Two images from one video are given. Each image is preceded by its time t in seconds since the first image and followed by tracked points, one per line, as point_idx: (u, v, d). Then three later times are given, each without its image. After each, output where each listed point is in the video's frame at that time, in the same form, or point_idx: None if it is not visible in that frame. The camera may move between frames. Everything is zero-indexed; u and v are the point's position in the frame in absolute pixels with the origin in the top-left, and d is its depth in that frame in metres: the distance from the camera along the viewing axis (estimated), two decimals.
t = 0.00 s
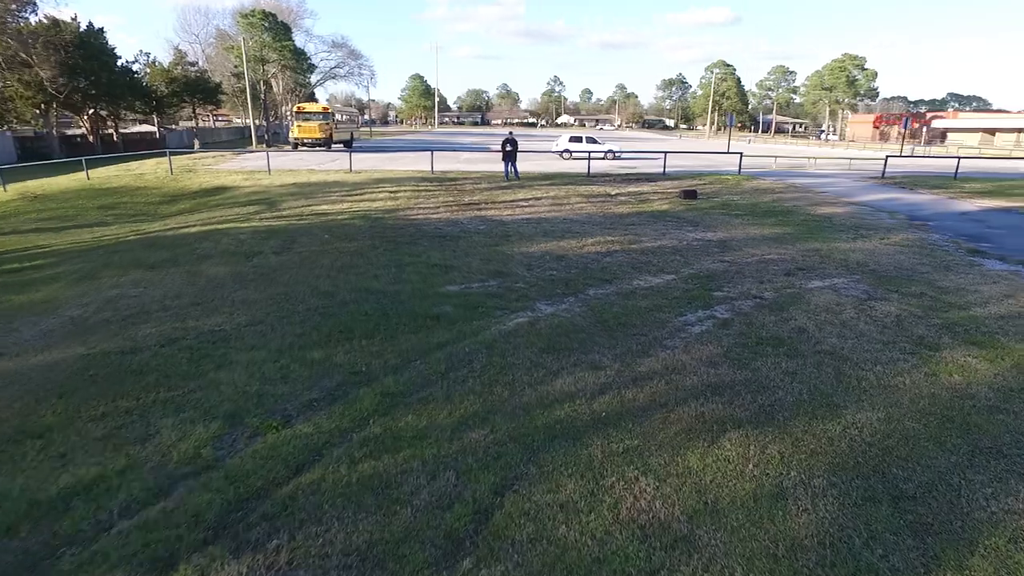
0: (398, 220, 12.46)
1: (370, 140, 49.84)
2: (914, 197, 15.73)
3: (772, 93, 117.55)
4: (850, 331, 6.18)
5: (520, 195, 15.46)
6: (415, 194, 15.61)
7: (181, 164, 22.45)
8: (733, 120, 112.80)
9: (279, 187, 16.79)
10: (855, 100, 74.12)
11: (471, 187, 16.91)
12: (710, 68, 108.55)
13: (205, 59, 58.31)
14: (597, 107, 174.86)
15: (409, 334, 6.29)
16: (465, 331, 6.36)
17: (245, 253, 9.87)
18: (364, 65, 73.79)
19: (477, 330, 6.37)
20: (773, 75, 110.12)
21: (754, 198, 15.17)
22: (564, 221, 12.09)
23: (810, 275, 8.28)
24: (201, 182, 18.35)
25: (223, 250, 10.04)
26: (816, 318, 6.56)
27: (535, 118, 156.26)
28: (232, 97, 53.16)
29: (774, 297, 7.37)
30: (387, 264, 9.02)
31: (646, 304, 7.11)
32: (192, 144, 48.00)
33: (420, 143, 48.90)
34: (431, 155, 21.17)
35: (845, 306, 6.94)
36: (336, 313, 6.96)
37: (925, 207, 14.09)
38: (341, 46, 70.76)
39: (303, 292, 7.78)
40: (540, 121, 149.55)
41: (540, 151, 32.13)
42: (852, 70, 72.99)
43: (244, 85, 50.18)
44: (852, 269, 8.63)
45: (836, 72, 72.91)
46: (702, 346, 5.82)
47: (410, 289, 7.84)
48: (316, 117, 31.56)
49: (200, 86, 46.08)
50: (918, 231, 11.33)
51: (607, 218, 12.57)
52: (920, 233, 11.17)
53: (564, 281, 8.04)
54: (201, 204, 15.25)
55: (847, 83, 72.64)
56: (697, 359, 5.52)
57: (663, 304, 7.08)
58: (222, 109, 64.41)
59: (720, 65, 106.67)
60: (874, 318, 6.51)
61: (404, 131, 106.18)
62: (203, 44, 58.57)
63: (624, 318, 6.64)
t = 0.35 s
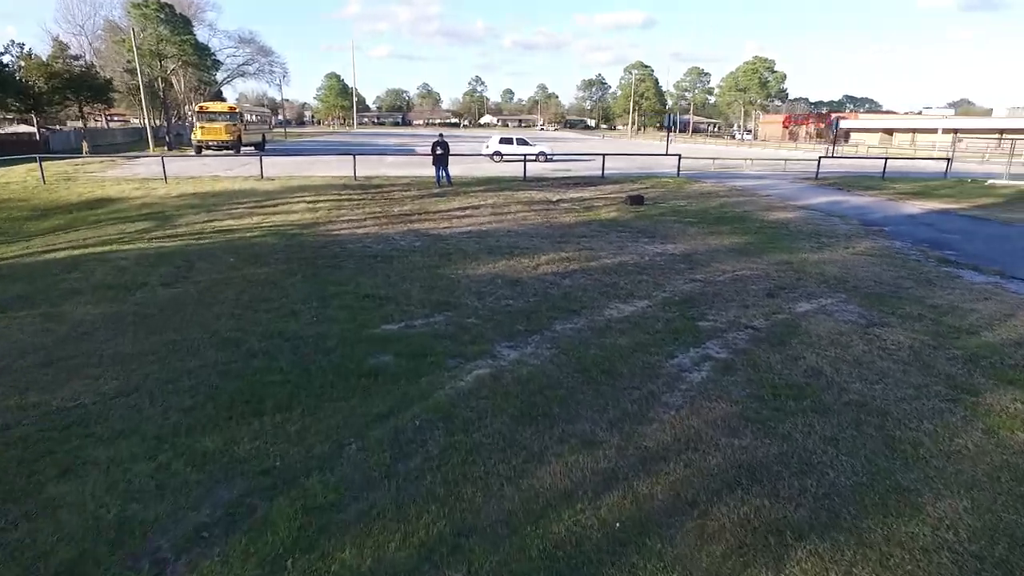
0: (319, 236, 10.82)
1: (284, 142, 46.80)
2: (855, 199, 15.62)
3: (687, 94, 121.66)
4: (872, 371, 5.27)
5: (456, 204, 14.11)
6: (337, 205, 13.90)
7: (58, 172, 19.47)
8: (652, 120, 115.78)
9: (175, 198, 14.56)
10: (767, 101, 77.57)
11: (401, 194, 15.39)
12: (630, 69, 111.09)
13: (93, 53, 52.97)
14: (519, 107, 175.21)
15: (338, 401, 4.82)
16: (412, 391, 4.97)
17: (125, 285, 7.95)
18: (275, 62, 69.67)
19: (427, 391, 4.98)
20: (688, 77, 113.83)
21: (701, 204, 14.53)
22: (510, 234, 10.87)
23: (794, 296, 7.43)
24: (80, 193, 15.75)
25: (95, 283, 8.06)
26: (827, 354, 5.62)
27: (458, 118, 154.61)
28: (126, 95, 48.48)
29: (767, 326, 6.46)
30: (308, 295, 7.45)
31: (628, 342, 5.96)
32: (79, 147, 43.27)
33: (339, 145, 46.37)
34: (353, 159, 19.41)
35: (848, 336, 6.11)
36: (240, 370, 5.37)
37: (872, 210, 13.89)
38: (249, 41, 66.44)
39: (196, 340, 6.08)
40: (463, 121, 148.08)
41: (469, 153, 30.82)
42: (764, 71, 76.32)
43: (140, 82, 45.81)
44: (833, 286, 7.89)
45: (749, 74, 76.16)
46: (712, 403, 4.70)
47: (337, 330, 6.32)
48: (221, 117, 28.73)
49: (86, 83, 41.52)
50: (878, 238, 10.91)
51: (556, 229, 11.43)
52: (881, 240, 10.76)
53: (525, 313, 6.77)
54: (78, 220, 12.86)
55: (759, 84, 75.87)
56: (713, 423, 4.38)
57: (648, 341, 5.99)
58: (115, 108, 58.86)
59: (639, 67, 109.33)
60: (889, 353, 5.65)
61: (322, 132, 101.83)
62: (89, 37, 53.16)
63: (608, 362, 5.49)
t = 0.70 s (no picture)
0: (293, 256, 9.41)
1: (258, 143, 44.92)
2: (872, 206, 14.65)
3: (668, 94, 121.81)
4: (1007, 448, 4.09)
5: (445, 213, 12.79)
6: (312, 215, 12.48)
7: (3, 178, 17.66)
8: (633, 120, 115.53)
9: (130, 209, 12.98)
10: (749, 102, 77.72)
11: (383, 203, 14.02)
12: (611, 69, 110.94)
13: (54, 49, 50.48)
14: (499, 107, 173.98)
15: (313, 512, 3.48)
16: (413, 491, 3.65)
17: (50, 324, 6.48)
18: (248, 61, 67.39)
19: (433, 491, 3.66)
20: (669, 77, 113.83)
21: (711, 213, 13.41)
22: (510, 251, 9.59)
23: (860, 332, 6.26)
24: (24, 202, 14.06)
25: (13, 320, 6.56)
26: (939, 421, 4.43)
27: (438, 118, 153.08)
28: (90, 94, 46.19)
29: (845, 376, 5.27)
30: (277, 337, 6.09)
31: (683, 405, 4.70)
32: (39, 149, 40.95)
33: (316, 147, 44.64)
34: (331, 162, 17.97)
35: (949, 388, 4.97)
36: (179, 458, 3.99)
37: (896, 219, 12.91)
38: (220, 38, 64.17)
39: (126, 406, 4.68)
40: (443, 121, 146.64)
41: (453, 155, 29.47)
42: (745, 71, 76.39)
43: (104, 80, 43.60)
44: (898, 318, 6.75)
45: (732, 74, 76.30)
46: (825, 508, 3.46)
47: (311, 389, 4.97)
48: (187, 118, 26.88)
49: (45, 80, 39.21)
50: (917, 252, 9.87)
51: (561, 244, 10.17)
52: (921, 255, 9.73)
53: (545, 361, 5.49)
54: (15, 234, 11.26)
55: (742, 84, 76.02)
56: (841, 548, 3.14)
57: (706, 401, 4.77)
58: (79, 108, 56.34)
59: (621, 67, 109.31)
60: (1014, 419, 4.48)
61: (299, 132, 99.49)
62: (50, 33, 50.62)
63: (666, 436, 4.24)
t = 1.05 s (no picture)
0: (270, 280, 8.03)
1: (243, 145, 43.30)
2: (910, 214, 13.46)
3: (663, 95, 121.00)
4: None
5: (444, 224, 11.43)
6: (295, 227, 11.10)
7: None
8: (628, 120, 114.48)
9: (90, 220, 11.54)
10: (746, 102, 76.92)
11: (374, 212, 12.65)
12: (605, 69, 110.01)
13: (32, 48, 48.72)
14: (492, 108, 172.58)
15: None
16: None
17: None
18: (235, 60, 65.57)
19: None
20: (663, 77, 112.94)
21: (739, 223, 12.13)
22: (523, 272, 8.25)
23: (978, 386, 4.98)
24: None
25: None
26: None
27: (430, 119, 151.63)
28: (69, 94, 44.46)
29: (989, 458, 3.98)
30: (239, 399, 4.74)
31: (793, 511, 3.40)
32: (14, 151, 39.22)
33: (305, 149, 43.10)
34: (319, 166, 16.56)
35: None
36: None
37: (943, 229, 11.71)
38: (206, 36, 62.36)
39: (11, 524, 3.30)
40: (436, 122, 145.19)
41: (449, 158, 28.14)
42: (743, 71, 75.48)
43: (83, 79, 41.91)
44: (1013, 363, 5.48)
45: (728, 74, 75.49)
46: None
47: (277, 488, 3.61)
48: (167, 118, 25.34)
49: (19, 79, 37.50)
50: (988, 271, 8.65)
51: (580, 262, 8.87)
52: (994, 274, 8.50)
53: (591, 437, 4.16)
54: None
55: (739, 84, 75.20)
56: None
57: (823, 504, 3.46)
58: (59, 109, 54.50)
59: (615, 67, 108.39)
60: None
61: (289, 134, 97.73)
62: (27, 31, 48.83)
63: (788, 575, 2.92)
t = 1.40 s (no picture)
0: (234, 312, 6.62)
1: (229, 147, 41.74)
2: (956, 223, 12.19)
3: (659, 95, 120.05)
4: None
5: (442, 239, 10.05)
6: (272, 242, 9.70)
7: None
8: (624, 120, 113.42)
9: (37, 234, 10.08)
10: (745, 102, 76.03)
11: (364, 223, 11.28)
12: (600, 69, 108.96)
13: (10, 46, 46.97)
14: (486, 108, 171.28)
15: None
16: None
17: None
18: (223, 60, 63.94)
19: None
20: (659, 77, 111.94)
21: (773, 236, 10.83)
22: (540, 302, 6.89)
23: None
24: None
25: None
26: None
27: (424, 119, 150.11)
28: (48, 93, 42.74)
29: None
30: (162, 516, 3.33)
31: None
32: None
33: (295, 150, 41.57)
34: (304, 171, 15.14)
35: None
36: None
37: (1003, 242, 10.42)
38: (193, 35, 60.70)
39: None
40: (430, 122, 143.70)
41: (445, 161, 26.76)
42: (741, 70, 74.56)
43: (62, 78, 40.24)
44: None
45: (727, 73, 74.52)
46: None
47: None
48: (144, 118, 23.78)
49: None
50: None
51: (606, 288, 7.50)
52: None
53: None
54: None
55: (737, 83, 74.26)
56: None
57: None
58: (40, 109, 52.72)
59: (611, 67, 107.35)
60: None
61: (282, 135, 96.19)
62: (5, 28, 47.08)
63: None
